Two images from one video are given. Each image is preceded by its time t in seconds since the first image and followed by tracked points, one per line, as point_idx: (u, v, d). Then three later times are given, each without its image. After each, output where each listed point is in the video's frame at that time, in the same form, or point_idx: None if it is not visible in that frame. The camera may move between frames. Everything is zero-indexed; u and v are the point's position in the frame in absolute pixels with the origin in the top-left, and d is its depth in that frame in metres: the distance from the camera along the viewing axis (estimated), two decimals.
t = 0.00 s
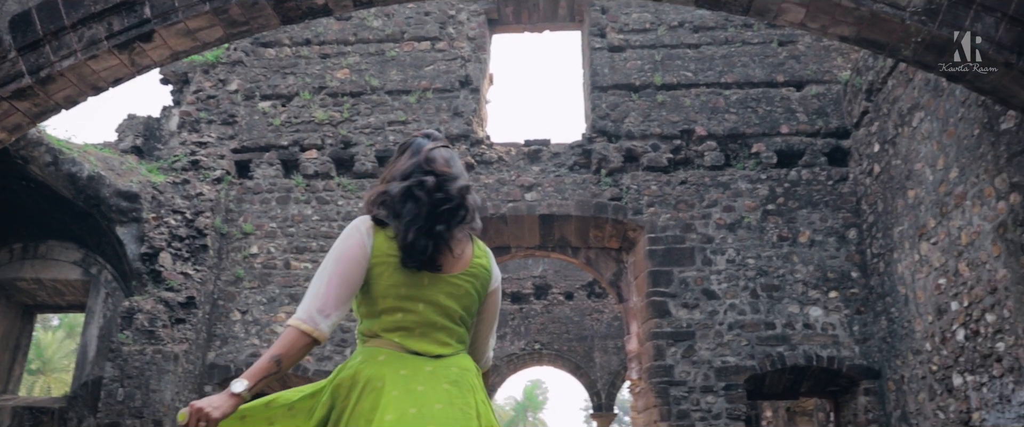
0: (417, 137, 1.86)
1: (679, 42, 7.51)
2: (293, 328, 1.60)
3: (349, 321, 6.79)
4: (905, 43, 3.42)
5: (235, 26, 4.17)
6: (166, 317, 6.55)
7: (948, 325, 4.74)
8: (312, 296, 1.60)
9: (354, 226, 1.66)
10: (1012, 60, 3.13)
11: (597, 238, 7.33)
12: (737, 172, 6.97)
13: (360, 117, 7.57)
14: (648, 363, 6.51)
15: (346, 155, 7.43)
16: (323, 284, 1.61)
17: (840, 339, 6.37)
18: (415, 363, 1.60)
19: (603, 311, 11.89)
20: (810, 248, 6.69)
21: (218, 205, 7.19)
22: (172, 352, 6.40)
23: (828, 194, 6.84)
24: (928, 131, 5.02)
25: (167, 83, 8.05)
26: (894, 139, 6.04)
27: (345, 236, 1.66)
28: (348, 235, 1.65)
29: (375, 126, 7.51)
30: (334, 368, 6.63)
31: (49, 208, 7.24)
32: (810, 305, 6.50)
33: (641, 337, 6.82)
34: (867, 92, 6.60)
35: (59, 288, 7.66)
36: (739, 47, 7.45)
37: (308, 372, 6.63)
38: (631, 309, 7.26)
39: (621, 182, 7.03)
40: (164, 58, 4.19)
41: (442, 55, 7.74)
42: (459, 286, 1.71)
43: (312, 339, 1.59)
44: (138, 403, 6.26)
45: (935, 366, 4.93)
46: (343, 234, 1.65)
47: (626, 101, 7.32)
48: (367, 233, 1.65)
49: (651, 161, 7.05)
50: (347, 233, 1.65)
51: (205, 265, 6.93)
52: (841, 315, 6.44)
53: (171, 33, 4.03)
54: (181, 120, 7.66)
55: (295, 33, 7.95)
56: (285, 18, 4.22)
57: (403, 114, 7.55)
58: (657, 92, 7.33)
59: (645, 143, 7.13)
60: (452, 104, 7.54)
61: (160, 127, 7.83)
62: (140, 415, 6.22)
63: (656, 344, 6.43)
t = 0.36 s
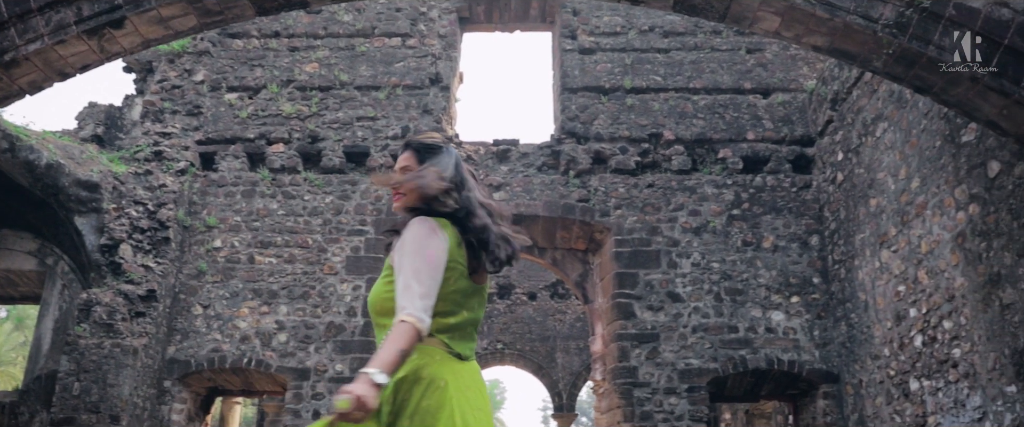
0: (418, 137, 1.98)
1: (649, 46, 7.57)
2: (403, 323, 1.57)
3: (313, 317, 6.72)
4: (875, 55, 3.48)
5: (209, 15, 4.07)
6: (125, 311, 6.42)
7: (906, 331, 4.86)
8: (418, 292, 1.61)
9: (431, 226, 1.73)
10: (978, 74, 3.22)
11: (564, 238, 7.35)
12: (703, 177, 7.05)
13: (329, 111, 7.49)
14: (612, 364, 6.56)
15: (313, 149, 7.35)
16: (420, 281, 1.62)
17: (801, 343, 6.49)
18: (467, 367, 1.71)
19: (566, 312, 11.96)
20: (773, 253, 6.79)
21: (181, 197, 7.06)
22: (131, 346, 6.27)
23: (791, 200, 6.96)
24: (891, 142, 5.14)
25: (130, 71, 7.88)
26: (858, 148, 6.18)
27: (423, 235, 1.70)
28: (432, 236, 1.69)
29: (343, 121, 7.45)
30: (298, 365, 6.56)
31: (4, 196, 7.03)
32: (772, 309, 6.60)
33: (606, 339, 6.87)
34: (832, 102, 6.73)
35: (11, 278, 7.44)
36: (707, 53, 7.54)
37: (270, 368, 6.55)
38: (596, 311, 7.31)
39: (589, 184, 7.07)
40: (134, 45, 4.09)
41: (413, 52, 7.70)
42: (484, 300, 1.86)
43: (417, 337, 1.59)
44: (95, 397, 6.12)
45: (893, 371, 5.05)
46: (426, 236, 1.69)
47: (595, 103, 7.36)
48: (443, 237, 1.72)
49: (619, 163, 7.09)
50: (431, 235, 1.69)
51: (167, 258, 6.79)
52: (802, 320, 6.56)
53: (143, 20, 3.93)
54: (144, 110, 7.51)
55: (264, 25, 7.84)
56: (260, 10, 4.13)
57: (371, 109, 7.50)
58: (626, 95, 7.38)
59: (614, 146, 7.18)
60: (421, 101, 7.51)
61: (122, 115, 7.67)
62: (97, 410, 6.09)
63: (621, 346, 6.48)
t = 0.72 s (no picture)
0: (452, 142, 1.99)
1: (632, 50, 7.61)
2: (519, 330, 1.60)
3: (292, 316, 6.67)
4: (861, 64, 3.53)
5: (196, 10, 3.98)
6: (100, 308, 6.33)
7: (883, 336, 4.93)
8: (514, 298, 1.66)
9: (495, 231, 1.78)
10: (960, 84, 3.29)
11: (544, 240, 7.36)
12: (683, 181, 7.10)
13: (310, 109, 7.44)
14: (591, 366, 6.58)
15: (293, 147, 7.30)
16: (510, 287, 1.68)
17: (779, 347, 6.55)
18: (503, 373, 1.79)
19: (543, 314, 12.00)
20: (752, 258, 6.86)
21: (159, 193, 6.99)
22: (106, 344, 6.20)
23: (770, 205, 7.03)
24: (870, 150, 5.21)
25: (108, 65, 7.76)
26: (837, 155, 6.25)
27: (493, 242, 1.74)
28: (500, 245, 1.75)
29: (324, 119, 7.40)
30: (276, 364, 6.51)
31: None
32: (750, 313, 6.66)
33: (585, 341, 6.89)
34: (811, 109, 6.81)
35: None
36: (689, 58, 7.59)
37: (248, 367, 6.50)
38: (576, 313, 7.33)
39: (571, 186, 7.09)
40: (118, 39, 4.02)
41: (396, 51, 7.67)
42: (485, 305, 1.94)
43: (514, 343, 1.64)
44: (68, 395, 6.04)
45: (869, 375, 5.11)
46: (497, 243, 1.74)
47: (577, 106, 7.38)
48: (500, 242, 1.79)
49: (600, 166, 7.12)
50: (498, 243, 1.75)
51: (144, 254, 6.72)
52: (780, 324, 6.63)
53: (127, 13, 3.87)
54: (122, 104, 7.41)
55: (245, 21, 7.76)
56: (248, 6, 4.03)
57: (353, 108, 7.45)
58: (608, 99, 7.41)
59: (595, 149, 7.21)
60: (403, 101, 7.49)
61: (99, 109, 7.53)
62: (71, 408, 6.01)
63: (601, 348, 6.50)
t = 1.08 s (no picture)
0: (481, 140, 2.15)
1: (617, 53, 7.64)
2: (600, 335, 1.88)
3: (274, 315, 6.62)
4: (850, 71, 3.58)
5: (186, 4, 3.94)
6: (78, 304, 6.27)
7: (863, 340, 4.99)
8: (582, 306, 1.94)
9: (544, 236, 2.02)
10: (947, 93, 3.33)
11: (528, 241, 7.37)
12: (668, 184, 7.14)
13: (294, 107, 7.40)
14: (573, 367, 6.61)
15: (276, 145, 7.25)
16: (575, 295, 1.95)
17: (760, 351, 6.61)
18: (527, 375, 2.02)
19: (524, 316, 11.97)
20: (734, 261, 6.91)
21: (141, 188, 6.90)
22: (84, 341, 6.13)
23: (752, 210, 7.09)
24: (853, 156, 5.27)
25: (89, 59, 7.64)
26: (819, 161, 6.32)
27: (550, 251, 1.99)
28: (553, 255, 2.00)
29: (309, 117, 7.36)
30: (257, 363, 6.46)
31: None
32: (732, 317, 6.72)
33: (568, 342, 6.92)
34: (794, 114, 6.87)
35: None
36: (674, 62, 7.63)
37: (229, 366, 6.44)
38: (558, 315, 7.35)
39: (555, 188, 7.10)
40: (107, 32, 3.97)
41: (381, 50, 7.64)
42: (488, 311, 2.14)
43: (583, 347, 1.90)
44: (44, 393, 5.95)
45: (849, 379, 5.17)
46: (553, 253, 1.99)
47: (563, 108, 7.40)
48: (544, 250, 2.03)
49: (585, 168, 7.15)
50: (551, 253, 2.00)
51: (124, 251, 6.64)
52: (761, 327, 6.69)
53: (117, 5, 3.82)
54: (102, 98, 7.32)
55: (229, 17, 7.70)
56: (240, 2, 4.01)
57: (337, 106, 7.42)
58: (593, 101, 7.44)
59: (580, 151, 7.22)
60: (388, 100, 7.46)
61: (77, 102, 7.29)
62: (47, 407, 5.93)
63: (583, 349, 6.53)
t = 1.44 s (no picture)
0: (514, 138, 2.19)
1: (599, 58, 7.68)
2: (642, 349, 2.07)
3: (252, 315, 6.55)
4: (834, 80, 3.64)
5: None
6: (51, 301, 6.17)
7: (840, 345, 5.06)
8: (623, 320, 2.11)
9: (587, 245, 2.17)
10: (929, 103, 3.40)
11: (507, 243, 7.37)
12: (647, 188, 7.19)
13: (275, 105, 7.34)
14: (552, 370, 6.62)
15: (256, 143, 7.18)
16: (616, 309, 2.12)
17: (736, 355, 6.68)
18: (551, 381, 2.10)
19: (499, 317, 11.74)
20: (712, 266, 6.97)
21: (117, 185, 6.82)
22: (56, 340, 6.05)
23: (731, 215, 7.16)
24: (831, 164, 5.35)
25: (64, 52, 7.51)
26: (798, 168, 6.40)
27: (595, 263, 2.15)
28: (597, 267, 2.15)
29: (289, 115, 7.30)
30: (233, 363, 6.39)
31: None
32: (710, 321, 6.78)
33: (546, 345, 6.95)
34: (773, 121, 6.95)
35: None
36: (655, 67, 7.69)
37: (205, 366, 6.37)
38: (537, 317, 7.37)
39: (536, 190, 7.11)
40: (90, 25, 3.92)
41: (363, 49, 7.61)
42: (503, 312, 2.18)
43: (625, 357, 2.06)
44: (15, 392, 5.85)
45: (825, 383, 5.24)
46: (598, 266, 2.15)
47: (544, 110, 7.42)
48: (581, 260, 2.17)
49: (565, 172, 7.17)
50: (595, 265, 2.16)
51: (99, 248, 6.54)
52: (738, 332, 6.75)
53: None
54: (78, 93, 7.19)
55: (210, 14, 7.63)
56: None
57: (318, 105, 7.37)
58: (574, 105, 7.46)
59: (560, 154, 7.25)
60: (370, 100, 7.42)
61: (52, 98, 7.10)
62: (17, 406, 5.84)
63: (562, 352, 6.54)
